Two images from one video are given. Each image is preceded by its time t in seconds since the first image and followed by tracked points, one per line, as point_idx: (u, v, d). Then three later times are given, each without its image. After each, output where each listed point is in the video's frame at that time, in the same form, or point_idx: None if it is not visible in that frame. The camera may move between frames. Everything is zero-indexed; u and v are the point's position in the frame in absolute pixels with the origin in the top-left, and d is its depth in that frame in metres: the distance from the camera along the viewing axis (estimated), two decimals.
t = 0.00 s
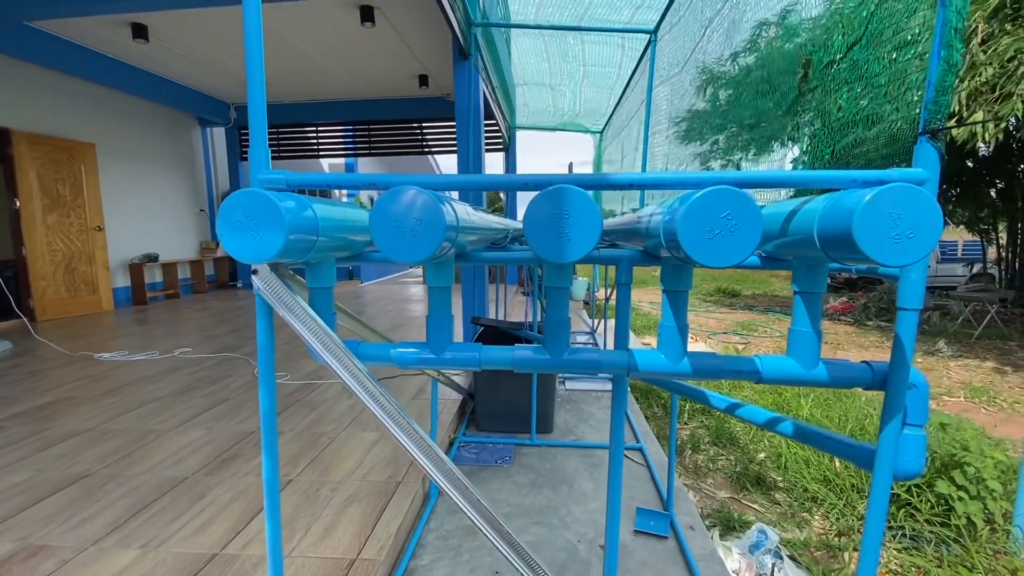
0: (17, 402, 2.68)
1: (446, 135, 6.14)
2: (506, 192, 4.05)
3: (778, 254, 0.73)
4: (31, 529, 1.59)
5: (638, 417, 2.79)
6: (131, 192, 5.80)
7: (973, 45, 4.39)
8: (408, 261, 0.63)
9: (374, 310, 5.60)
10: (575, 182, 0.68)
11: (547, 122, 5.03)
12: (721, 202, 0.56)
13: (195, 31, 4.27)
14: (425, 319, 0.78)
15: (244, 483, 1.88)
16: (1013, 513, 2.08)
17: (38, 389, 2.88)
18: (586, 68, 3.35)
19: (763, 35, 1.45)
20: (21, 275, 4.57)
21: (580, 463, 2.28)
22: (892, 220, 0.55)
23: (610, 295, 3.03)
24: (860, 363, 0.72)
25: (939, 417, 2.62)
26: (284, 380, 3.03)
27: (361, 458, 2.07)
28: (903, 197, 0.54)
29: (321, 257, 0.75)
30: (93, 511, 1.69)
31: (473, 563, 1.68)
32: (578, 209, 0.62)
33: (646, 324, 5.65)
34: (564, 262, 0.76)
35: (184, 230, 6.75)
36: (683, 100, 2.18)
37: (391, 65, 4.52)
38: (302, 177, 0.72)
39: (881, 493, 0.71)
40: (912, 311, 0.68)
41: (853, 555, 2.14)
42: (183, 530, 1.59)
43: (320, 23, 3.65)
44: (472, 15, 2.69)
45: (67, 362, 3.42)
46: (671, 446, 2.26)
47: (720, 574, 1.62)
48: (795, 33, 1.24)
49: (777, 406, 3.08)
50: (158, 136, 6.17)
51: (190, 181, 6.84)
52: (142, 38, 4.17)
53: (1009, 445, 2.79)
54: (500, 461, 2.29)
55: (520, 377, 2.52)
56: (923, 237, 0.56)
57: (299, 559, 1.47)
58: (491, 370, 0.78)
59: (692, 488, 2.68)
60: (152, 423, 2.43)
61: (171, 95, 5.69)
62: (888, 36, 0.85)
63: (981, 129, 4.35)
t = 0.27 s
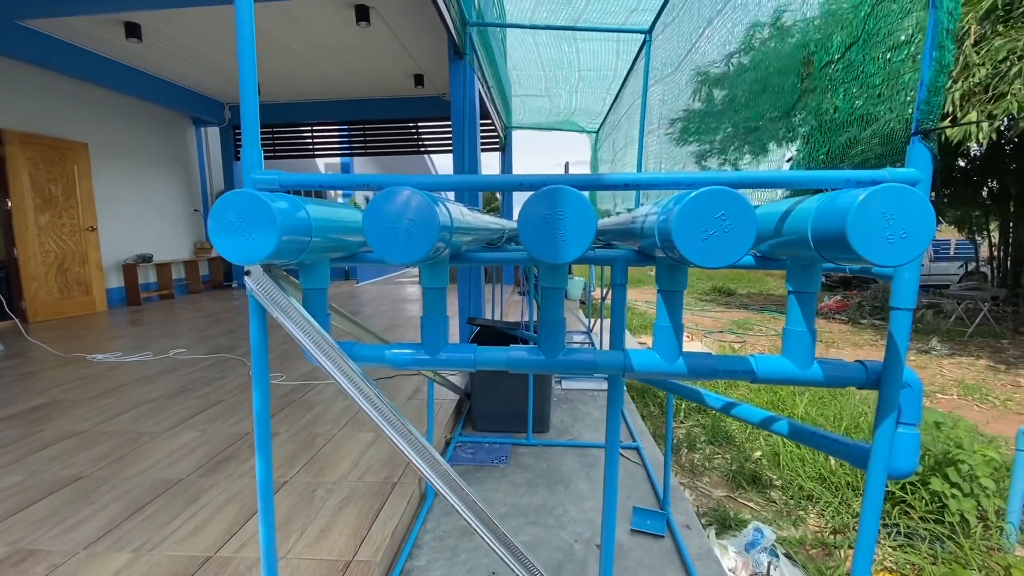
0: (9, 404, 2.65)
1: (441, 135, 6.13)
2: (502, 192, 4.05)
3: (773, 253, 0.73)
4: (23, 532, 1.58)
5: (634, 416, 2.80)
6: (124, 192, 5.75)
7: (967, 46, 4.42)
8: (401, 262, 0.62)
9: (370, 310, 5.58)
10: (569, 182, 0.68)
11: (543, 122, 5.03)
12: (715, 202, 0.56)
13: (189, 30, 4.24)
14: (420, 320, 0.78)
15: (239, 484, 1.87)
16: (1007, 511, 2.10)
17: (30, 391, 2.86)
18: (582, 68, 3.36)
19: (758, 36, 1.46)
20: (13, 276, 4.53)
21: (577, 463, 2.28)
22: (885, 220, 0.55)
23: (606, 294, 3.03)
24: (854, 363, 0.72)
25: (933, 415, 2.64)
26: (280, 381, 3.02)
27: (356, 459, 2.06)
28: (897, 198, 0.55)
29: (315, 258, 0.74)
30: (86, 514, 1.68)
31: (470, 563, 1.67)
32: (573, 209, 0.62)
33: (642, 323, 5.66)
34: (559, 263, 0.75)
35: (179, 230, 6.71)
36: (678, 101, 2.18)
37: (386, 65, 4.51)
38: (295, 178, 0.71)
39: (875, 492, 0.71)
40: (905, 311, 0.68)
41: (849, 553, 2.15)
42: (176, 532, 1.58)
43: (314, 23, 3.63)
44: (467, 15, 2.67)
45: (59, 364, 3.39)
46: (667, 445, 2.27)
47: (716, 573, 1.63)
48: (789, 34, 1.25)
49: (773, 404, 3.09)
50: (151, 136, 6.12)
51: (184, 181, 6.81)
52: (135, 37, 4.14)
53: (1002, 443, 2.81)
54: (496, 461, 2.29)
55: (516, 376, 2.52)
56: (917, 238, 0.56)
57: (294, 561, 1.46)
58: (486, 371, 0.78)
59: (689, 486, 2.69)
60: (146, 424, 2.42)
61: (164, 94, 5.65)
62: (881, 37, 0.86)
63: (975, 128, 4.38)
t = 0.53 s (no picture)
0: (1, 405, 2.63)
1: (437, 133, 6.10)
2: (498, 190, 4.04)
3: (771, 250, 0.73)
4: (13, 536, 1.56)
5: (631, 413, 2.79)
6: (117, 191, 5.70)
7: (959, 46, 4.42)
8: (395, 260, 0.61)
9: (366, 309, 5.56)
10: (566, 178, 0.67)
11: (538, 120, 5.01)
12: (714, 198, 0.55)
13: (181, 27, 4.20)
14: (415, 318, 0.77)
15: (233, 485, 1.86)
16: (1001, 505, 2.11)
17: (22, 392, 2.83)
18: (578, 65, 3.34)
19: (753, 33, 1.45)
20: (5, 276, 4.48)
21: (574, 461, 2.28)
22: (886, 216, 0.54)
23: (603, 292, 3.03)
24: (853, 360, 0.71)
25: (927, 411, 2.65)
26: (275, 380, 3.00)
27: (352, 459, 2.05)
28: (898, 192, 0.54)
29: (308, 255, 0.73)
30: (77, 516, 1.66)
31: (467, 563, 1.67)
32: (570, 205, 0.61)
33: (639, 321, 5.67)
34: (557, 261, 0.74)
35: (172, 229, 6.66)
36: (673, 98, 2.17)
37: (381, 62, 4.48)
38: (288, 174, 0.70)
39: (875, 489, 0.70)
40: (905, 307, 0.68)
41: (845, 549, 2.16)
42: (170, 535, 1.57)
43: (308, 20, 3.60)
44: (462, 12, 2.65)
45: (51, 364, 3.36)
46: (664, 443, 2.26)
47: (714, 571, 1.63)
48: (785, 31, 1.23)
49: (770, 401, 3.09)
50: (144, 134, 6.07)
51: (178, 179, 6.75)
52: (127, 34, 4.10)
53: (995, 438, 2.83)
54: (493, 459, 2.28)
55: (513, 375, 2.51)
56: (917, 233, 0.55)
57: (289, 562, 1.45)
58: (483, 369, 0.77)
59: (686, 484, 2.69)
60: (139, 425, 2.39)
61: (157, 92, 5.60)
62: (878, 33, 0.85)
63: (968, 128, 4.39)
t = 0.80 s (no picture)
0: None
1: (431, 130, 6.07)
2: (494, 188, 4.01)
3: (770, 244, 0.70)
4: None
5: (627, 412, 2.77)
6: (108, 190, 5.64)
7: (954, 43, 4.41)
8: (378, 255, 0.59)
9: (361, 308, 5.53)
10: (557, 168, 0.64)
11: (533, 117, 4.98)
12: (712, 188, 0.53)
13: (170, 24, 4.13)
14: (402, 317, 0.74)
15: (224, 488, 1.83)
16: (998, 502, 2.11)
17: (10, 394, 2.78)
18: (572, 61, 3.32)
19: (746, 29, 1.43)
20: None
21: (570, 460, 2.26)
22: (892, 206, 0.52)
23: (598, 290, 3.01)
24: (855, 357, 0.69)
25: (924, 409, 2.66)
26: (268, 381, 2.96)
27: (345, 460, 2.02)
28: (903, 181, 0.52)
29: (291, 252, 0.70)
30: (64, 521, 1.63)
31: (462, 565, 1.64)
32: (560, 197, 0.59)
33: (635, 318, 5.65)
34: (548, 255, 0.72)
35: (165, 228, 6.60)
36: (669, 93, 2.15)
37: (374, 59, 4.43)
38: (267, 167, 0.67)
39: (877, 490, 0.68)
40: (909, 302, 0.66)
41: (843, 546, 2.14)
42: (158, 539, 1.53)
43: (300, 16, 3.55)
44: (455, 7, 2.61)
45: (41, 366, 3.31)
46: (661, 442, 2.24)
47: (712, 571, 1.61)
48: (779, 23, 1.21)
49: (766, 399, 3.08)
50: (136, 132, 6.00)
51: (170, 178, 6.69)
52: (116, 31, 4.04)
53: (992, 434, 2.83)
54: (488, 459, 2.26)
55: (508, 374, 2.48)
56: (924, 225, 0.53)
57: (280, 566, 1.42)
58: (472, 369, 0.74)
59: (683, 482, 2.67)
60: (129, 427, 2.35)
61: (148, 90, 5.53)
62: (874, 21, 0.83)
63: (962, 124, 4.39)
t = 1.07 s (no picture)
0: None
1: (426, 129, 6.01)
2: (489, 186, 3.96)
3: (774, 238, 0.66)
4: None
5: (625, 412, 2.73)
6: (99, 190, 5.55)
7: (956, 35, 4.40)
8: (347, 251, 0.54)
9: (356, 309, 5.47)
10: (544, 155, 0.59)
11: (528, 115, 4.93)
12: (712, 175, 0.48)
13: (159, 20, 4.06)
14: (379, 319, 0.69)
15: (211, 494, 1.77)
16: (1002, 502, 2.06)
17: None
18: (568, 59, 3.27)
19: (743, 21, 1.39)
20: None
21: (566, 463, 2.21)
22: (912, 194, 0.47)
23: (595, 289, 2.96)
24: (866, 359, 0.64)
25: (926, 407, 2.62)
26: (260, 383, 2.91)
27: (336, 465, 1.97)
28: (922, 166, 0.47)
29: (257, 248, 0.64)
30: (43, 530, 1.57)
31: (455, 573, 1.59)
32: (546, 186, 0.54)
33: (633, 317, 5.62)
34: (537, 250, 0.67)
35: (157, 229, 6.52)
36: (666, 87, 2.10)
37: (367, 57, 4.37)
38: (229, 157, 0.62)
39: (892, 502, 0.64)
40: (925, 300, 0.61)
41: (844, 548, 2.10)
42: (140, 549, 1.48)
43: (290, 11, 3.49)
44: None
45: (28, 369, 3.24)
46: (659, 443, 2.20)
47: None
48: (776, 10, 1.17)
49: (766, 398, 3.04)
50: (127, 131, 5.92)
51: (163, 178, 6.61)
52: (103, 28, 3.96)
53: (993, 432, 2.80)
54: (483, 463, 2.21)
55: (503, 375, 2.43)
56: (947, 215, 0.48)
57: None
58: (456, 374, 0.69)
59: (681, 484, 2.63)
60: (116, 432, 2.29)
61: (139, 88, 5.45)
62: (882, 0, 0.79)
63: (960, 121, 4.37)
